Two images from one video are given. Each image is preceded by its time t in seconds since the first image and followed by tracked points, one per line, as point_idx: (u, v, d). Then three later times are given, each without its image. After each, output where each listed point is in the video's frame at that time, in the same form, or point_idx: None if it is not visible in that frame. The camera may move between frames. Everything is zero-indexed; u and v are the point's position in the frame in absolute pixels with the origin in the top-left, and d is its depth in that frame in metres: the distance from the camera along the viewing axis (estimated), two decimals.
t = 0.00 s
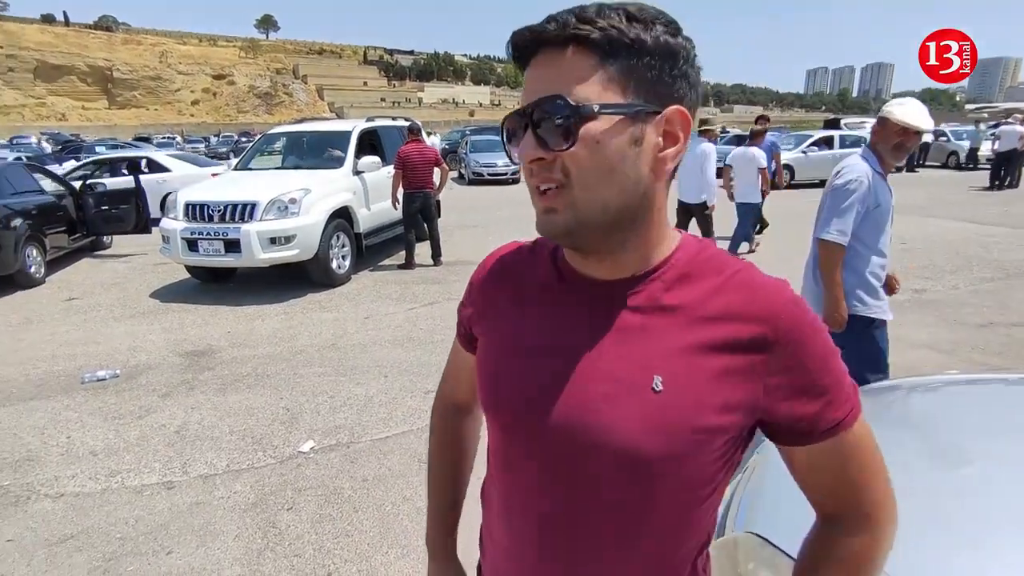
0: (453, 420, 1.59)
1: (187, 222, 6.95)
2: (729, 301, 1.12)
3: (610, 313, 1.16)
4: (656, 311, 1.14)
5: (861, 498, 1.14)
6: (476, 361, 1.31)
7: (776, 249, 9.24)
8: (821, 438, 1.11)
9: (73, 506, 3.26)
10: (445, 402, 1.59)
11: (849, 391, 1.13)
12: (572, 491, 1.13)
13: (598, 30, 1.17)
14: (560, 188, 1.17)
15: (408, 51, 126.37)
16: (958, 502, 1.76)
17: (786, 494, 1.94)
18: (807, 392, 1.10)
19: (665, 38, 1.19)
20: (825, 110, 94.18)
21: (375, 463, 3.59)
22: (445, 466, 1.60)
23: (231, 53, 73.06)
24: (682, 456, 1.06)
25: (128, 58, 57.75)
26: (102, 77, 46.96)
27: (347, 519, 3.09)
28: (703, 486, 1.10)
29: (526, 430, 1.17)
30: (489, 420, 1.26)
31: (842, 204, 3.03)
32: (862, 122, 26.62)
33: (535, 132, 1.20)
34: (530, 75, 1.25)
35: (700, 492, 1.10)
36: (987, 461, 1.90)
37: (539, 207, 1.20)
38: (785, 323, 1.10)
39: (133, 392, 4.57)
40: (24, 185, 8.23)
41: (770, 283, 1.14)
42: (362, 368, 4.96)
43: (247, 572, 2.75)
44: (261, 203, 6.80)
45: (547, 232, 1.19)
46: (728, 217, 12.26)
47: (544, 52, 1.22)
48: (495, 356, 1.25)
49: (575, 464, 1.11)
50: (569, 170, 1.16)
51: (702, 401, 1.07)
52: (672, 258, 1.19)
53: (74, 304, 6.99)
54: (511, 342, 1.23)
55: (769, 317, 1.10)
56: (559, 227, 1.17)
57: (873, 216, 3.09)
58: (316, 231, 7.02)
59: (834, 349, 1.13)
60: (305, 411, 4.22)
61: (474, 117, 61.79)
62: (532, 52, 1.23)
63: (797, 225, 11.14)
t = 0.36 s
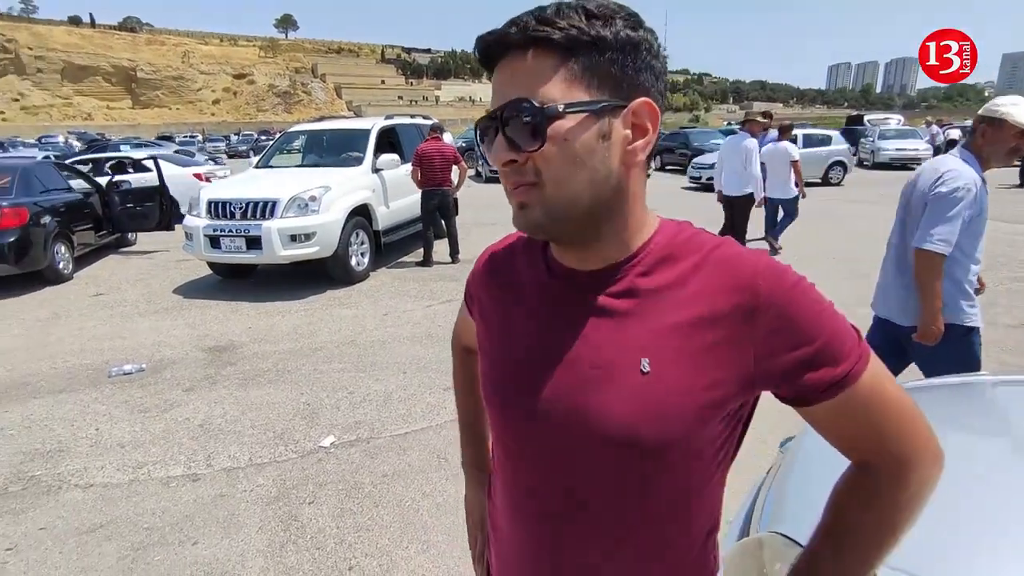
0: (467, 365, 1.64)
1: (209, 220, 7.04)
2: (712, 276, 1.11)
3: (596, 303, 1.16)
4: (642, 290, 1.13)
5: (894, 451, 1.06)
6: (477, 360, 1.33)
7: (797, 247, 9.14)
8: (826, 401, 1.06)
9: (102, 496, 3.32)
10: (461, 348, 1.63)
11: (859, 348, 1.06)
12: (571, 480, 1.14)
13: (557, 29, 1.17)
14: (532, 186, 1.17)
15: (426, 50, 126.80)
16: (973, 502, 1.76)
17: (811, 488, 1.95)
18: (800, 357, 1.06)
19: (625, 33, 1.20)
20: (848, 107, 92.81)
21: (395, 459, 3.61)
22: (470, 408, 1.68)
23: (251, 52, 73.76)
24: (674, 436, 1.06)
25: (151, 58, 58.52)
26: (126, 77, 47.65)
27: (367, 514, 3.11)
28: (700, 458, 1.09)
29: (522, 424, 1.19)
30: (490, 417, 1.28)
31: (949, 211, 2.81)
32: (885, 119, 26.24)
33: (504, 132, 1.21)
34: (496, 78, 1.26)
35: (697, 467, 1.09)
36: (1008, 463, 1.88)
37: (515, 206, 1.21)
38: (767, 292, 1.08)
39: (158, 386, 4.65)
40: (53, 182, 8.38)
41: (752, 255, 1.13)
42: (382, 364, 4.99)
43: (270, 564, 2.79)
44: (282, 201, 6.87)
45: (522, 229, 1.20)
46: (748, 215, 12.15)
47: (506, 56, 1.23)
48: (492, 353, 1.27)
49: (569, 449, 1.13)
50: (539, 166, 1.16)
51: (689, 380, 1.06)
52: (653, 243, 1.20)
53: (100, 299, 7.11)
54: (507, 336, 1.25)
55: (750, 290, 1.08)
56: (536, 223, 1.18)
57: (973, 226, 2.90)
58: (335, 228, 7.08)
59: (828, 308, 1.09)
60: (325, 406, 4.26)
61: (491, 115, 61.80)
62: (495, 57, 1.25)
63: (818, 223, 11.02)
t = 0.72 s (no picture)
0: (446, 385, 1.61)
1: (221, 218, 7.08)
2: (701, 276, 1.12)
3: (588, 301, 1.17)
4: (631, 290, 1.14)
5: (882, 452, 1.05)
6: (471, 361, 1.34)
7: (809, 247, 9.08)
8: (816, 403, 1.04)
9: (114, 492, 3.35)
10: (437, 368, 1.61)
11: (844, 349, 1.07)
12: (562, 478, 1.15)
13: (610, 27, 1.16)
14: (546, 179, 1.19)
15: (436, 49, 127.00)
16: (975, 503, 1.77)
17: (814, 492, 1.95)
18: (787, 354, 1.05)
19: (669, 45, 1.20)
20: (860, 106, 92.12)
21: (404, 457, 3.62)
22: (451, 427, 1.63)
23: (263, 53, 74.17)
24: (662, 432, 1.06)
25: (164, 58, 58.97)
26: (139, 77, 48.06)
27: (377, 512, 3.12)
28: (690, 459, 1.08)
29: (513, 422, 1.20)
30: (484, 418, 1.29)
31: None
32: (898, 118, 26.03)
33: (529, 119, 1.21)
34: (528, 56, 1.24)
35: (688, 466, 1.09)
36: (1008, 464, 1.90)
37: (522, 193, 1.21)
38: (752, 289, 1.08)
39: (171, 383, 4.68)
40: (67, 181, 8.45)
41: (740, 256, 1.13)
42: (392, 363, 5.01)
43: (280, 561, 2.80)
44: (293, 200, 6.90)
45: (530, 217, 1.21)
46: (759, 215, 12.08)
47: (547, 38, 1.20)
48: (484, 354, 1.28)
49: (557, 448, 1.13)
50: (560, 163, 1.17)
51: (676, 376, 1.06)
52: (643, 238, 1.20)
53: (113, 297, 7.17)
54: (496, 337, 1.26)
55: (736, 287, 1.08)
56: (544, 216, 1.18)
57: None
58: (346, 227, 7.10)
59: (815, 306, 1.08)
60: (335, 404, 4.28)
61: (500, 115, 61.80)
62: (535, 33, 1.22)
63: (829, 223, 10.94)
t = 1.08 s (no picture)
0: (438, 391, 1.60)
1: (223, 221, 7.09)
2: (691, 274, 1.13)
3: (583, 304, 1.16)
4: (625, 290, 1.15)
5: (867, 445, 1.08)
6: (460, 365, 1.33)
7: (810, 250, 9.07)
8: (802, 396, 1.07)
9: (115, 494, 3.35)
10: (431, 376, 1.60)
11: (830, 346, 1.10)
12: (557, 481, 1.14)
13: (622, 33, 1.16)
14: (550, 179, 1.18)
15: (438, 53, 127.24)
16: (967, 505, 1.78)
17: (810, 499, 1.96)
18: (776, 350, 1.07)
19: (679, 55, 1.20)
20: (862, 109, 92.03)
21: (405, 460, 3.62)
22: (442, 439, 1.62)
23: (265, 56, 74.37)
24: (659, 432, 1.06)
25: (167, 61, 59.15)
26: (143, 80, 48.21)
27: (377, 515, 3.12)
28: (684, 459, 1.09)
29: (508, 425, 1.18)
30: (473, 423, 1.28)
31: None
32: (900, 121, 26.02)
33: (535, 116, 1.20)
34: (537, 54, 1.23)
35: (683, 465, 1.10)
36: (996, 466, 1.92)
37: (523, 190, 1.20)
38: (741, 286, 1.10)
39: (172, 385, 4.69)
40: (70, 184, 8.47)
41: (728, 254, 1.15)
42: (393, 366, 5.01)
43: (280, 564, 2.80)
44: (294, 203, 6.91)
45: (534, 217, 1.20)
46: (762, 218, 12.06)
47: (559, 37, 1.20)
48: (473, 357, 1.27)
49: (553, 451, 1.12)
50: (565, 163, 1.17)
51: (673, 376, 1.07)
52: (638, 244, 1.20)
53: (115, 300, 7.18)
54: (486, 341, 1.25)
55: (726, 285, 1.10)
56: (545, 216, 1.18)
57: None
58: (347, 230, 7.11)
59: (799, 302, 1.11)
60: (336, 408, 4.28)
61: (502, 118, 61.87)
62: (546, 33, 1.21)
63: (831, 226, 10.94)
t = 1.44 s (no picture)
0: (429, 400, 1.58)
1: (222, 226, 7.09)
2: (675, 279, 1.13)
3: (570, 310, 1.17)
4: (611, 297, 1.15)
5: (850, 447, 1.09)
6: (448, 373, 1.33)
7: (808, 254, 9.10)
8: (783, 399, 1.08)
9: (111, 500, 3.34)
10: (424, 384, 1.58)
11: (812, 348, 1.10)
12: (547, 490, 1.14)
13: (665, 59, 1.19)
14: (544, 161, 1.17)
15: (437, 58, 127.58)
16: (966, 505, 1.80)
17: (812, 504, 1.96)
18: (758, 355, 1.08)
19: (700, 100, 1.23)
20: (860, 114, 92.34)
21: (403, 466, 3.62)
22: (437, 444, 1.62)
23: (265, 61, 74.58)
24: (645, 442, 1.06)
25: (167, 66, 59.26)
26: (142, 85, 48.30)
27: (375, 520, 3.12)
28: (670, 467, 1.10)
29: (497, 435, 1.19)
30: (463, 431, 1.29)
31: None
32: (897, 126, 26.12)
33: (553, 99, 1.19)
34: (576, 46, 1.24)
35: (669, 473, 1.10)
36: (996, 466, 1.94)
37: (518, 167, 1.19)
38: (722, 290, 1.10)
39: (170, 390, 4.68)
40: (70, 188, 8.47)
41: (712, 257, 1.15)
42: (391, 370, 5.01)
43: (277, 570, 2.79)
44: (293, 207, 6.91)
45: (525, 198, 1.18)
46: (760, 222, 12.08)
47: (605, 39, 1.22)
48: (461, 365, 1.27)
49: (541, 462, 1.13)
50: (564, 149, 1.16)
51: (658, 383, 1.07)
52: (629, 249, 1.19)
53: (113, 304, 7.18)
54: (474, 350, 1.25)
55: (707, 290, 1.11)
56: (533, 199, 1.17)
57: None
58: (346, 234, 7.11)
59: (780, 304, 1.12)
60: (334, 412, 4.28)
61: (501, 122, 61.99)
62: (593, 31, 1.23)
63: (829, 230, 10.96)
